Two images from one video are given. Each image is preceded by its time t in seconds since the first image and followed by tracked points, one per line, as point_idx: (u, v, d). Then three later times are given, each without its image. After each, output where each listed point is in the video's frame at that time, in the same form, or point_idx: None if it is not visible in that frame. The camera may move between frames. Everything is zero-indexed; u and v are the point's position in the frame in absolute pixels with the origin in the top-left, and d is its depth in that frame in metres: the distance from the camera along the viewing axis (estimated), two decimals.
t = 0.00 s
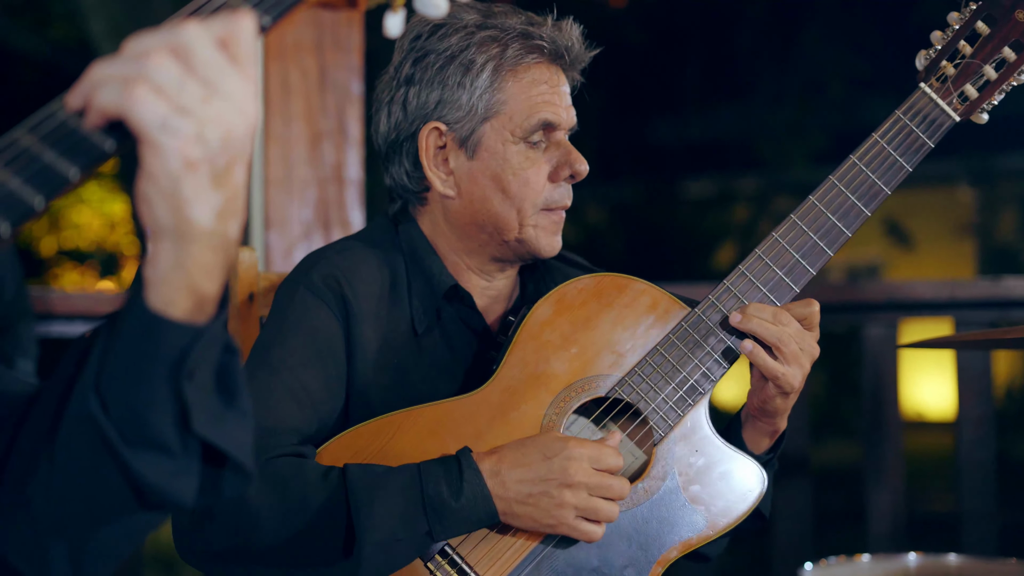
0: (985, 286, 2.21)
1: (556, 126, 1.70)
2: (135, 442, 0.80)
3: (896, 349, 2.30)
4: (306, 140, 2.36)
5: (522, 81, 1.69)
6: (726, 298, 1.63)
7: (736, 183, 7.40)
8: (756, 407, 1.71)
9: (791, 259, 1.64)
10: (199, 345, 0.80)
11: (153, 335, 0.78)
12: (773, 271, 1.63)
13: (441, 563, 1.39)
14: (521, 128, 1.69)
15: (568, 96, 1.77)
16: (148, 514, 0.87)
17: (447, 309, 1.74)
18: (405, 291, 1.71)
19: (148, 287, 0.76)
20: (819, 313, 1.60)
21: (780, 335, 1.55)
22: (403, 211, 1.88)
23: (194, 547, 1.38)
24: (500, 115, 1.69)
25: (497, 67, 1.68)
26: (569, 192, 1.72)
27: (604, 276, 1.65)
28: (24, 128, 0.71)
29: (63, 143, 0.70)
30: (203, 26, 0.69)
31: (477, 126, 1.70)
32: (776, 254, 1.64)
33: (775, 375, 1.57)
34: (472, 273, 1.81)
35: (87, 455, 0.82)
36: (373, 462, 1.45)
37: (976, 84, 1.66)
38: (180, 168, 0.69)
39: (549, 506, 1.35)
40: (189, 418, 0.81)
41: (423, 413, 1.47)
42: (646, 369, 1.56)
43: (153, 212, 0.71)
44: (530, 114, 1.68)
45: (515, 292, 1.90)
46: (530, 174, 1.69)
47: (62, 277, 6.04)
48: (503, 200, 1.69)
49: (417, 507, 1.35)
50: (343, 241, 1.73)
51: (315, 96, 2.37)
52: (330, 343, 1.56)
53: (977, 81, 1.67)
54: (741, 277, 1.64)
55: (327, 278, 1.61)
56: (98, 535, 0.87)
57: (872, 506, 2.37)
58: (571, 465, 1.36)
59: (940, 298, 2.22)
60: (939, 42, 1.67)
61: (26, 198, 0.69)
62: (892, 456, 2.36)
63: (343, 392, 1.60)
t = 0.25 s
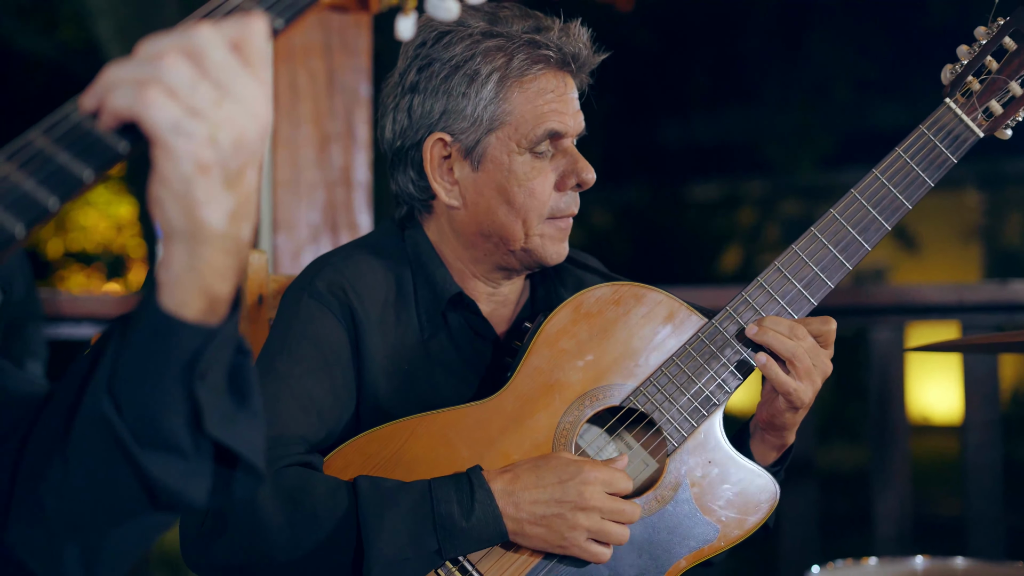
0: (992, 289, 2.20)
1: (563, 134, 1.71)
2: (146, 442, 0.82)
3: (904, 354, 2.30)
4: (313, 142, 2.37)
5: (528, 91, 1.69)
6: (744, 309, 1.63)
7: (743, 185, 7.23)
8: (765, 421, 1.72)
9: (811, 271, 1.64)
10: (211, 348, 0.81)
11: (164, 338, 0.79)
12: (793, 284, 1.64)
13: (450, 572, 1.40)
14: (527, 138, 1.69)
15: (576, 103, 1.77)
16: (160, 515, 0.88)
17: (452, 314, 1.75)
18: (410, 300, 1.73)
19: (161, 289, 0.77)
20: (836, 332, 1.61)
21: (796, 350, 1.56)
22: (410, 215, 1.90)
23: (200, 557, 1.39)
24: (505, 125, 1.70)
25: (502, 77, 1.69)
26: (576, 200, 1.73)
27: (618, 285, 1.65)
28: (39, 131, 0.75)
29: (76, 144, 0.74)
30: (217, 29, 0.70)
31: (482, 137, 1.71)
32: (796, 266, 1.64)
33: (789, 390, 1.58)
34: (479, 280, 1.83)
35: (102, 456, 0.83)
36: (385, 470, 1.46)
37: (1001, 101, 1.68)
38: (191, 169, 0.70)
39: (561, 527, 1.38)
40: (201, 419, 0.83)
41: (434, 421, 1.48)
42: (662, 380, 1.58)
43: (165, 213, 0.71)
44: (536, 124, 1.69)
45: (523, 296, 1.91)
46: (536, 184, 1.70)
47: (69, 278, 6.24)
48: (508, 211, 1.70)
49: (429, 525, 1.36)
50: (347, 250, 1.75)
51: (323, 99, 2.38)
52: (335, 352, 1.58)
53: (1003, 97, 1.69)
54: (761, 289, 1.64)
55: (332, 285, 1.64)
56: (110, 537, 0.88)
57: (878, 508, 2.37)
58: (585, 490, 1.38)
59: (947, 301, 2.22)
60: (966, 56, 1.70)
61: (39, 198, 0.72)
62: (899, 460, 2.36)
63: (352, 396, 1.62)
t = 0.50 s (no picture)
0: (997, 292, 2.20)
1: (565, 141, 1.71)
2: (152, 446, 0.83)
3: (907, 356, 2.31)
4: (318, 144, 2.38)
5: (530, 99, 1.70)
6: (748, 313, 1.63)
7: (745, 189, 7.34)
8: (772, 425, 1.73)
9: (815, 275, 1.64)
10: (220, 353, 0.81)
11: (172, 344, 0.80)
12: (797, 288, 1.64)
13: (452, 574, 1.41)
14: (529, 145, 1.69)
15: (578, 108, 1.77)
16: (164, 521, 0.88)
17: (454, 318, 1.76)
18: (413, 304, 1.74)
19: (170, 293, 0.79)
20: (839, 336, 1.60)
21: (801, 354, 1.56)
22: (411, 220, 1.91)
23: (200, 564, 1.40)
24: (506, 133, 1.70)
25: (504, 85, 1.69)
26: (578, 206, 1.74)
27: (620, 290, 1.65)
28: (48, 135, 0.75)
29: (87, 151, 0.75)
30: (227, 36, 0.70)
31: (483, 145, 1.72)
32: (800, 270, 1.65)
33: (796, 395, 1.58)
34: (479, 286, 1.84)
35: (106, 460, 0.84)
36: (388, 474, 1.47)
37: (1007, 104, 1.68)
38: (200, 176, 0.71)
39: (561, 526, 1.38)
40: (208, 424, 0.83)
41: (438, 424, 1.49)
42: (666, 384, 1.58)
43: (175, 219, 0.73)
44: (538, 131, 1.69)
45: (525, 301, 1.93)
46: (537, 191, 1.70)
47: (72, 281, 6.50)
48: (509, 218, 1.71)
49: (429, 529, 1.37)
50: (350, 254, 1.76)
51: (328, 101, 2.39)
52: (337, 358, 1.59)
53: (1009, 100, 1.68)
54: (764, 293, 1.64)
55: (335, 290, 1.65)
56: (116, 541, 0.89)
57: (882, 510, 2.37)
58: (583, 487, 1.39)
59: (952, 304, 2.22)
60: (972, 59, 1.69)
61: (50, 204, 0.73)
62: (903, 463, 2.37)
63: (356, 397, 1.63)
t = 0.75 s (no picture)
0: (993, 299, 2.21)
1: (560, 148, 1.72)
2: (175, 443, 0.85)
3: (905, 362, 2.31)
4: (316, 149, 2.38)
5: (524, 106, 1.70)
6: (745, 319, 1.63)
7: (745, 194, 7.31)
8: (777, 424, 1.74)
9: (812, 282, 1.65)
10: (238, 352, 0.84)
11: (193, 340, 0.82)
12: (794, 295, 1.64)
13: None
14: (525, 152, 1.70)
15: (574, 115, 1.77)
16: (186, 512, 0.90)
17: (449, 324, 1.76)
18: (408, 312, 1.74)
19: (189, 293, 0.81)
20: (851, 336, 1.62)
21: (813, 349, 1.58)
22: (405, 228, 1.91)
23: (195, 574, 1.41)
24: (502, 140, 1.71)
25: (499, 92, 1.70)
26: (573, 213, 1.74)
27: (615, 297, 1.65)
28: (43, 138, 0.78)
29: (81, 154, 0.77)
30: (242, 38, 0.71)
31: (478, 152, 1.72)
32: (797, 277, 1.65)
33: (802, 389, 1.60)
34: (474, 293, 1.84)
35: (128, 460, 0.86)
36: (385, 481, 1.48)
37: (1003, 110, 1.69)
38: (226, 178, 0.72)
39: (551, 537, 1.39)
40: (228, 417, 0.85)
41: (433, 431, 1.50)
42: (663, 391, 1.58)
43: (199, 220, 0.74)
44: (532, 139, 1.70)
45: (521, 308, 1.93)
46: (533, 199, 1.71)
47: (68, 284, 6.50)
48: (504, 226, 1.72)
49: (420, 536, 1.39)
50: (341, 262, 1.75)
51: (325, 106, 2.38)
52: (330, 363, 1.60)
53: (1005, 106, 1.69)
54: (762, 300, 1.64)
55: (328, 298, 1.65)
56: (136, 537, 0.90)
57: (879, 516, 2.38)
58: (577, 498, 1.39)
59: (948, 311, 2.23)
60: (968, 65, 1.70)
61: (44, 208, 0.76)
62: (900, 469, 2.36)
63: (351, 401, 1.64)
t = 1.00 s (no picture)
0: (991, 304, 2.21)
1: (553, 156, 1.72)
2: (214, 402, 0.85)
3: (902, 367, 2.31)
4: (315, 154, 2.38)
5: (518, 114, 1.71)
6: (741, 325, 1.63)
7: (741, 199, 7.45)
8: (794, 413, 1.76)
9: (807, 287, 1.66)
10: (277, 309, 0.85)
11: (236, 296, 0.82)
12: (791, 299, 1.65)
13: None
14: (518, 159, 1.70)
15: (567, 121, 1.78)
16: (220, 477, 0.90)
17: (444, 330, 1.76)
18: (403, 317, 1.74)
19: (232, 247, 0.81)
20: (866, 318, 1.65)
21: (832, 330, 1.60)
22: (400, 234, 1.90)
23: None
24: (496, 147, 1.71)
25: (492, 99, 1.71)
26: (566, 221, 1.74)
27: (608, 302, 1.65)
28: (42, 150, 0.79)
29: (81, 164, 0.78)
30: None
31: (472, 159, 1.72)
32: (793, 283, 1.65)
33: (820, 372, 1.62)
34: (468, 299, 1.84)
35: (167, 418, 0.86)
36: (385, 486, 1.48)
37: (999, 117, 1.69)
38: (282, 126, 0.74)
39: (545, 550, 1.38)
40: (266, 376, 0.86)
41: (429, 437, 1.49)
42: (660, 396, 1.58)
43: (251, 167, 0.75)
44: (527, 146, 1.70)
45: (516, 315, 1.92)
46: (527, 207, 1.71)
47: (66, 289, 6.48)
48: (498, 233, 1.71)
49: (414, 545, 1.39)
50: (335, 270, 1.75)
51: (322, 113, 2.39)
52: (326, 371, 1.58)
53: (1001, 113, 1.70)
54: (758, 306, 1.64)
55: (323, 304, 1.65)
56: (169, 506, 0.88)
57: (877, 521, 2.38)
58: (571, 512, 1.38)
59: (946, 316, 2.23)
60: (964, 73, 1.70)
61: (44, 218, 0.76)
62: (897, 474, 2.37)
63: (347, 408, 1.64)
